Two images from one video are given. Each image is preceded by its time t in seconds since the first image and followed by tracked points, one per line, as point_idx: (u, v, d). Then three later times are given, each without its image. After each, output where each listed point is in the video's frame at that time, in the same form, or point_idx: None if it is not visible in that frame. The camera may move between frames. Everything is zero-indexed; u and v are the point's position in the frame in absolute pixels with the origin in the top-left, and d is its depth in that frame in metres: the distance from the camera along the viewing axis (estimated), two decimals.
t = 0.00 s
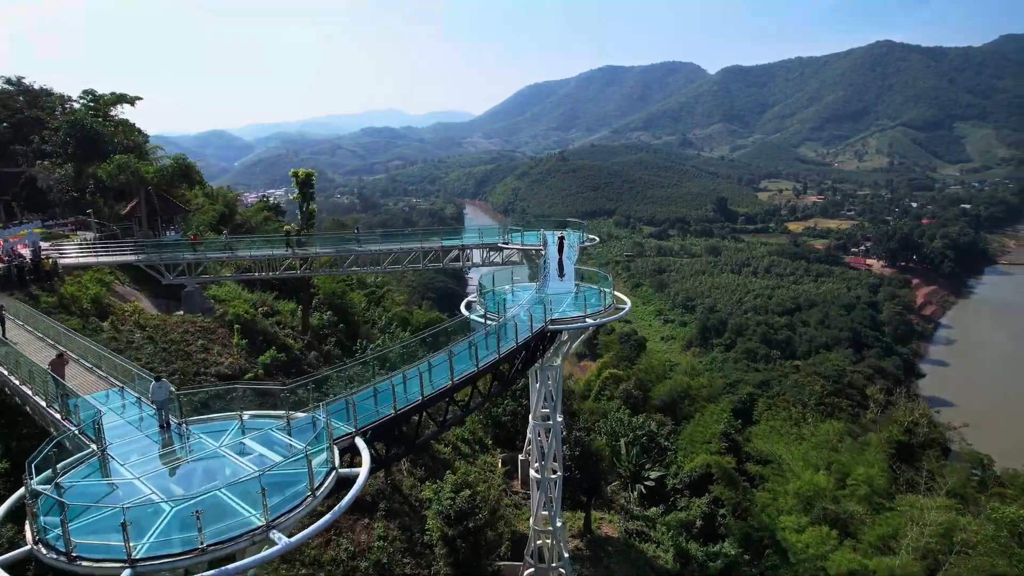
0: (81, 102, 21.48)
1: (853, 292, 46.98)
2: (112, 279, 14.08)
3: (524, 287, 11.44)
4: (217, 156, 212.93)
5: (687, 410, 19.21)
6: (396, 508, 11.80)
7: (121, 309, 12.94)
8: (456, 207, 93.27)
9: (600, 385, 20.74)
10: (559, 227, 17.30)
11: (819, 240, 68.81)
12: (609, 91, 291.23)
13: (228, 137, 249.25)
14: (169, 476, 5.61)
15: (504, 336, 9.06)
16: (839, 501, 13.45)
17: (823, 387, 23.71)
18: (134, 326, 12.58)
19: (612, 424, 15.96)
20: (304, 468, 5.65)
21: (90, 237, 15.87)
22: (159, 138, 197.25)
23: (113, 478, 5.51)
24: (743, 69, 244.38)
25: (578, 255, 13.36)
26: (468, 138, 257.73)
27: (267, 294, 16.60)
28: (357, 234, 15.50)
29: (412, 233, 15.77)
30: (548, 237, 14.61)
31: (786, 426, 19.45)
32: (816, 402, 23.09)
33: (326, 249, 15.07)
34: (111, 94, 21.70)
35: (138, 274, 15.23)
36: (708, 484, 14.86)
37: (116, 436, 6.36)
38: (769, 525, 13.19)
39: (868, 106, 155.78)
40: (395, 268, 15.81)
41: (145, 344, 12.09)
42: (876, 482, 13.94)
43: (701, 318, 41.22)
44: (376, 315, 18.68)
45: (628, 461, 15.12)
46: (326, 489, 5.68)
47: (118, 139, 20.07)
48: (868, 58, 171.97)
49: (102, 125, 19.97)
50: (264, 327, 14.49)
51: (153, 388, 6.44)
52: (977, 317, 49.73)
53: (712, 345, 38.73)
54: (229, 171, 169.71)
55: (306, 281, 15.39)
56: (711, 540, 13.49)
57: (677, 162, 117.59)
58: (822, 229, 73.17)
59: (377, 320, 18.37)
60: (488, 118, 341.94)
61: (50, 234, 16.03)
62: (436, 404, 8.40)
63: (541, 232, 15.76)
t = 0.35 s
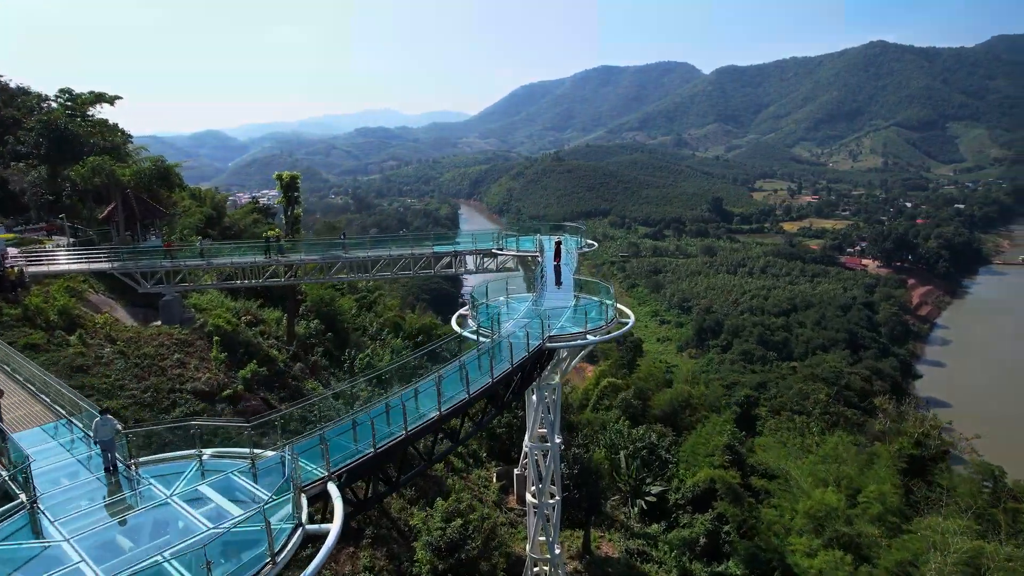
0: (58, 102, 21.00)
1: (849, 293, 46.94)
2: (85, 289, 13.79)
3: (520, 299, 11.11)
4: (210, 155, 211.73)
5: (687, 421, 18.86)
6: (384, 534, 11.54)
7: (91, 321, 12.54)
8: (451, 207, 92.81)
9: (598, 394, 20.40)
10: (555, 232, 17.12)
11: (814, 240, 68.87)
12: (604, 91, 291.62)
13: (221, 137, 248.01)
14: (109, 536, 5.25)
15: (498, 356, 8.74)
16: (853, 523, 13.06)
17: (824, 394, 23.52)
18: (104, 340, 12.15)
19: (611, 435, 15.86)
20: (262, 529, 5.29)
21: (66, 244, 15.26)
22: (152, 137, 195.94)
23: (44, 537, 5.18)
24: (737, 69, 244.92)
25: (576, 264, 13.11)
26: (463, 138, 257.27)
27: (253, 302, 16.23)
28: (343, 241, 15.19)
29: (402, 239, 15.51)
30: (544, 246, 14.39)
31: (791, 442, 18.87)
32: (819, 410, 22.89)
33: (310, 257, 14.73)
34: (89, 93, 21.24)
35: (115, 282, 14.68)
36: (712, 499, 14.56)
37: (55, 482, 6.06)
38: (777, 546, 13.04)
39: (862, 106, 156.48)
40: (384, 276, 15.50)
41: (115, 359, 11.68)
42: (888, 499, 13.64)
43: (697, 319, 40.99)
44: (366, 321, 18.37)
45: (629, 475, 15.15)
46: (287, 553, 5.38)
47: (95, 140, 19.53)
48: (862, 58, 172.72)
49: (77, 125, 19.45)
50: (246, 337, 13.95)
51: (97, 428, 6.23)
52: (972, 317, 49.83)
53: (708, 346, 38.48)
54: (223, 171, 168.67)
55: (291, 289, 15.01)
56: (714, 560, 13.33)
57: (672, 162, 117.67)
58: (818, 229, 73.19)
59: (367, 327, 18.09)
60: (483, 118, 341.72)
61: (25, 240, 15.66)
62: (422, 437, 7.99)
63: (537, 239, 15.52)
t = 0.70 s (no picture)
0: (36, 101, 20.55)
1: (846, 294, 46.82)
2: (59, 297, 13.44)
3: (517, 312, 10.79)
4: (205, 155, 210.76)
5: (689, 431, 18.82)
6: (372, 560, 11.14)
7: (61, 332, 12.17)
8: (446, 207, 92.46)
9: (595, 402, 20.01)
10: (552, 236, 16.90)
11: (810, 240, 68.84)
12: (599, 91, 291.84)
13: (215, 137, 247.26)
14: None
15: (492, 380, 8.40)
16: (865, 546, 12.96)
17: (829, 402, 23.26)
18: (75, 353, 11.74)
19: (611, 447, 15.77)
20: None
21: (42, 249, 15.22)
22: (145, 137, 194.73)
23: None
24: (732, 69, 245.34)
25: (575, 271, 12.81)
26: (459, 139, 256.93)
27: (237, 311, 15.92)
28: (330, 246, 14.99)
29: (392, 245, 15.30)
30: (541, 252, 14.12)
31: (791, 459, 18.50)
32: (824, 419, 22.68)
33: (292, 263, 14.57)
34: (67, 92, 20.86)
35: (91, 291, 14.40)
36: (716, 515, 14.19)
37: None
38: (788, 568, 12.99)
39: (857, 107, 157.32)
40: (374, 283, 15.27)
41: (86, 374, 11.24)
42: (902, 518, 13.69)
43: (694, 320, 40.79)
44: (359, 325, 18.03)
45: (630, 489, 14.93)
46: None
47: (72, 141, 19.08)
48: (856, 59, 173.49)
49: (53, 125, 18.93)
50: (229, 347, 13.71)
51: (30, 472, 5.81)
52: (968, 317, 49.84)
53: (705, 347, 38.23)
54: (217, 172, 167.81)
55: (277, 297, 14.83)
56: None
57: (668, 162, 117.70)
58: (814, 229, 73.18)
59: (360, 331, 17.74)
60: (479, 118, 341.63)
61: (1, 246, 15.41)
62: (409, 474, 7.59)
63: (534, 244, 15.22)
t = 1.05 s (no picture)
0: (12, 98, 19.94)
1: (843, 295, 46.64)
2: (26, 308, 12.92)
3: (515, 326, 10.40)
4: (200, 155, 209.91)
5: (692, 443, 18.64)
6: None
7: (24, 346, 11.59)
8: (442, 207, 92.04)
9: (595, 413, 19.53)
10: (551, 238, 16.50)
11: (806, 240, 68.77)
12: (595, 91, 292.31)
13: (210, 137, 246.61)
14: None
15: (484, 413, 7.83)
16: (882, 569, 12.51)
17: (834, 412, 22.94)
18: (38, 370, 11.26)
19: (611, 461, 15.13)
20: None
21: (12, 257, 14.89)
22: (139, 136, 193.65)
23: None
24: (728, 70, 245.69)
25: (576, 278, 12.41)
26: (455, 139, 256.75)
27: (220, 318, 15.71)
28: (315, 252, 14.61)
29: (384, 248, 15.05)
30: (539, 259, 13.78)
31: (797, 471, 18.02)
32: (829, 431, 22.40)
33: (269, 272, 14.10)
34: (44, 90, 20.22)
35: (62, 300, 13.98)
36: (721, 535, 14.17)
37: None
38: None
39: (852, 106, 157.93)
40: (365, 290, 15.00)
41: (51, 395, 10.78)
42: (920, 538, 13.40)
43: (691, 321, 40.54)
44: (349, 332, 17.70)
45: (630, 506, 14.50)
46: None
47: (46, 141, 18.31)
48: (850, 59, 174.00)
49: (27, 124, 18.30)
50: (209, 361, 13.41)
51: None
52: (964, 317, 49.80)
53: (702, 349, 37.97)
54: (212, 171, 167.13)
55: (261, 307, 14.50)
56: None
57: (664, 162, 117.73)
58: (810, 229, 73.08)
59: (351, 339, 17.44)
60: (474, 118, 341.49)
61: None
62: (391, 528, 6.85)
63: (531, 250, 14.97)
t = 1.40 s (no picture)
0: None
1: (841, 295, 46.44)
2: None
3: (513, 343, 10.06)
4: (194, 155, 208.88)
5: (695, 455, 18.23)
6: None
7: None
8: (437, 207, 91.60)
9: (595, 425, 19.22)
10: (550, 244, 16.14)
11: (803, 241, 68.60)
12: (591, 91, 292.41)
13: (205, 137, 245.50)
14: None
15: (478, 451, 7.45)
16: None
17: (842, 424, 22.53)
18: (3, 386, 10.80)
19: (612, 474, 15.03)
20: None
21: None
22: (132, 136, 192.50)
23: None
24: (724, 69, 245.64)
25: (576, 287, 12.01)
26: (451, 140, 256.36)
27: (204, 329, 15.43)
28: (299, 259, 14.18)
29: (378, 255, 14.67)
30: (537, 266, 13.46)
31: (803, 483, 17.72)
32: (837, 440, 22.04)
33: (248, 278, 13.78)
34: (19, 89, 19.74)
35: (34, 312, 13.61)
36: (728, 553, 13.91)
37: None
38: None
39: (848, 107, 158.30)
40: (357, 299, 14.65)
41: (13, 413, 10.30)
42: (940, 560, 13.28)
43: (689, 323, 40.34)
44: (341, 337, 17.46)
45: (633, 523, 13.93)
46: None
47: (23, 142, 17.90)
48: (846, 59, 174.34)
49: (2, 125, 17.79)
50: (189, 375, 13.08)
51: None
52: (962, 318, 49.71)
53: (700, 351, 37.75)
54: (207, 172, 166.33)
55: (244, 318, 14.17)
56: None
57: (660, 162, 117.63)
58: (807, 230, 72.95)
59: (344, 344, 17.21)
60: (470, 118, 341.00)
61: None
62: None
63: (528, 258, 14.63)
